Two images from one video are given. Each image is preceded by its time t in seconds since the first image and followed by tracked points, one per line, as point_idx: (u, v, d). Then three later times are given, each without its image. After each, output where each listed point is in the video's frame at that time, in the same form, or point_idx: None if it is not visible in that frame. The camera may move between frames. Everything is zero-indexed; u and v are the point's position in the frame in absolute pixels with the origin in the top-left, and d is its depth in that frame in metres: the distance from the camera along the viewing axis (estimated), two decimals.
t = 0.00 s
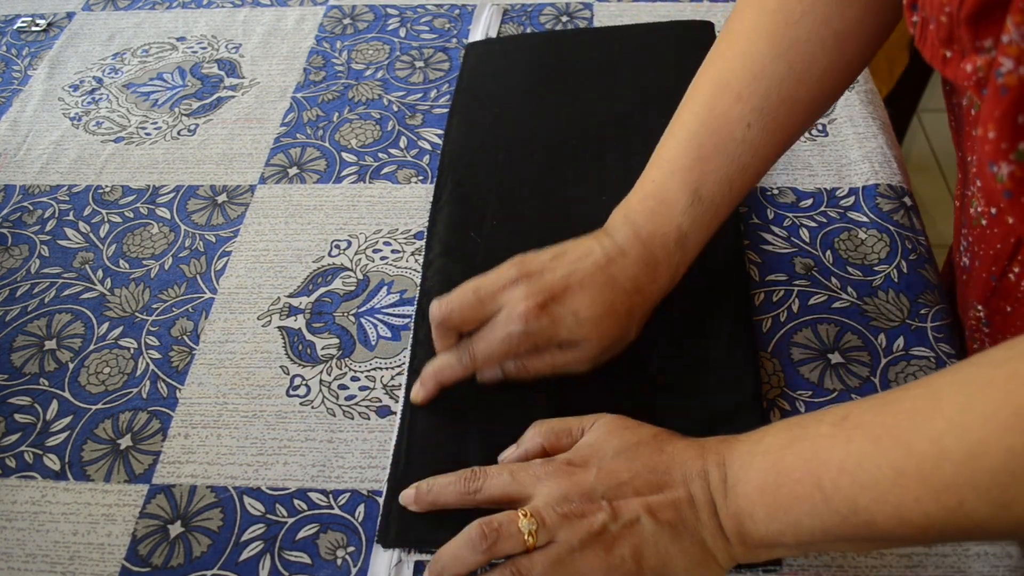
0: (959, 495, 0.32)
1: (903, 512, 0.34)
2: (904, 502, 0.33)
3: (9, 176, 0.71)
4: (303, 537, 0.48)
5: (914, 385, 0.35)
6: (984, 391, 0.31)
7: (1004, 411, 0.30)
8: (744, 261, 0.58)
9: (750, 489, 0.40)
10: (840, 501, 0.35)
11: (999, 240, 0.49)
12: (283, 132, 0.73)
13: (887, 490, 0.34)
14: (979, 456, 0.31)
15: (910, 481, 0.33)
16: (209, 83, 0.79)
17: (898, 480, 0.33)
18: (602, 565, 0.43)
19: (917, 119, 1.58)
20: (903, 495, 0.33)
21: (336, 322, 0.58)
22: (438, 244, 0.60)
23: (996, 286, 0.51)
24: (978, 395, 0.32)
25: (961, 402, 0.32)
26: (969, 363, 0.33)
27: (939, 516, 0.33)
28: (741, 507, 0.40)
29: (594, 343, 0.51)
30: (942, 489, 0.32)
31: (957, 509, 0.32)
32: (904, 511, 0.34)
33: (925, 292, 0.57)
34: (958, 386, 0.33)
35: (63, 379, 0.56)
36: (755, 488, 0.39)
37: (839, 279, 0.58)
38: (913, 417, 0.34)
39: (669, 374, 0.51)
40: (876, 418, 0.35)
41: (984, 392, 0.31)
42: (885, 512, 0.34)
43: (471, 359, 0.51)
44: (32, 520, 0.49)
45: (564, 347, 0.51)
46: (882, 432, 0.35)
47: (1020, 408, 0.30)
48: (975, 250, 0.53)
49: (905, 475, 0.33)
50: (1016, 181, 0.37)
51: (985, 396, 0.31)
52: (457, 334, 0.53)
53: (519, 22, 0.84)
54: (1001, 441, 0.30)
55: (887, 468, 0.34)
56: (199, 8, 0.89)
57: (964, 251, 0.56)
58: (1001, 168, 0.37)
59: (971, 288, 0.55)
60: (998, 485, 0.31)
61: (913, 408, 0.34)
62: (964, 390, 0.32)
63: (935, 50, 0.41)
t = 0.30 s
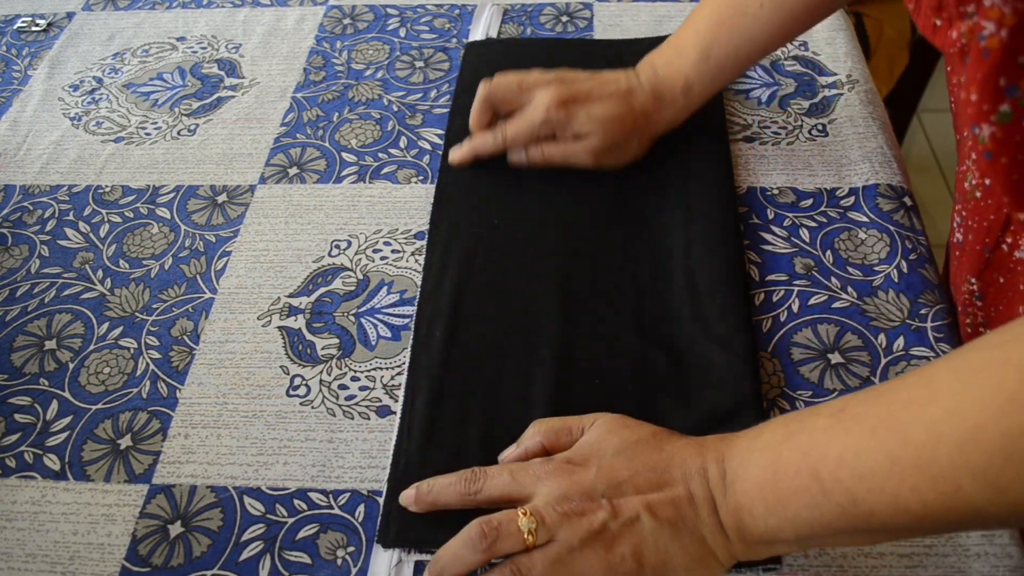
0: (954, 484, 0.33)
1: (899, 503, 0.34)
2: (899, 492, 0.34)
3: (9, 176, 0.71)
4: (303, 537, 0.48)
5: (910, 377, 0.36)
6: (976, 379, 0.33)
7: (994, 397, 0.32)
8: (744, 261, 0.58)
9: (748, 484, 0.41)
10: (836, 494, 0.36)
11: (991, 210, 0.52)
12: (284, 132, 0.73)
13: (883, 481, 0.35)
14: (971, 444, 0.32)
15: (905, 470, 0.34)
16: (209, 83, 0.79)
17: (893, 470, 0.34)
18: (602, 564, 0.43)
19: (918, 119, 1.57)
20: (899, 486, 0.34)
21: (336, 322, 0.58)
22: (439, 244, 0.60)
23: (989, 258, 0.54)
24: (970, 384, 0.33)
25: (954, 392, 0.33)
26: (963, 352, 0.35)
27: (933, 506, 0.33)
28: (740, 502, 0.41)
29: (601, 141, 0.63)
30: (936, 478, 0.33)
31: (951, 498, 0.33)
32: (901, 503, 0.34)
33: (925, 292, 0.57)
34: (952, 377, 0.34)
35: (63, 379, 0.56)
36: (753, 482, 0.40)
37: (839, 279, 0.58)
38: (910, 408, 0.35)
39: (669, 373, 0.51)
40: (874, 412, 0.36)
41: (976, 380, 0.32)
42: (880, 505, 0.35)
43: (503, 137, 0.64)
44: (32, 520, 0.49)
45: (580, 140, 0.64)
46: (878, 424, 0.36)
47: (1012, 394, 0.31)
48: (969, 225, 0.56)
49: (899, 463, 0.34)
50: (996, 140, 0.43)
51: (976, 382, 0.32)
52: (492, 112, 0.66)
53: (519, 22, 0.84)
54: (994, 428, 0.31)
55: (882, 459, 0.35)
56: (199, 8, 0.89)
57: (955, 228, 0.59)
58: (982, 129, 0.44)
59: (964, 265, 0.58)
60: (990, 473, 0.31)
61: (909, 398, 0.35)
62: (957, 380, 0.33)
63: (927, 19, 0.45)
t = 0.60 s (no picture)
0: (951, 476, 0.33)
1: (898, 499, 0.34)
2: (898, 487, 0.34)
3: (9, 176, 0.71)
4: (303, 537, 0.48)
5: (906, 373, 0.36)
6: (969, 371, 0.33)
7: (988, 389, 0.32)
8: (744, 260, 0.58)
9: (748, 482, 0.41)
10: (835, 492, 0.36)
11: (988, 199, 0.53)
12: (284, 132, 0.73)
13: (880, 475, 0.35)
14: (968, 436, 0.32)
15: (902, 464, 0.34)
16: (209, 83, 0.79)
17: (892, 465, 0.34)
18: (602, 563, 0.43)
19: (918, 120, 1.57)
20: (898, 482, 0.34)
21: (336, 322, 0.58)
22: (439, 244, 0.60)
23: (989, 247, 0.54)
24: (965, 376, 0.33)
25: (950, 385, 0.33)
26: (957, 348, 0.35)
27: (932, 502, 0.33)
28: (739, 500, 0.41)
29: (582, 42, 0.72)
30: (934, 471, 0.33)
31: (950, 491, 0.33)
32: (900, 499, 0.34)
33: (925, 292, 0.57)
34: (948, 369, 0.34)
35: (63, 379, 0.56)
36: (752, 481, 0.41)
37: (839, 279, 0.58)
38: (906, 402, 0.35)
39: (669, 373, 0.51)
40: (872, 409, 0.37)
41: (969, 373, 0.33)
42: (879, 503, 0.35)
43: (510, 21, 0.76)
44: (32, 520, 0.49)
45: (565, 37, 0.73)
46: (877, 418, 0.36)
47: (1004, 384, 0.31)
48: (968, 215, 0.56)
49: (898, 456, 0.34)
50: (990, 127, 0.42)
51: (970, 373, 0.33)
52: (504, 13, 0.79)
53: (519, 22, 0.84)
54: (990, 420, 0.31)
55: (880, 452, 0.35)
56: (199, 8, 0.89)
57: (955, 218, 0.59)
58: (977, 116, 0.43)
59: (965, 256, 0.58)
60: (989, 464, 0.31)
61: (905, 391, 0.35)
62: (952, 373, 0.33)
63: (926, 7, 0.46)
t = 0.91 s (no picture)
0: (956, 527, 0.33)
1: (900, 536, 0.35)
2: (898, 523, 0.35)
3: (9, 176, 0.71)
4: (303, 537, 0.48)
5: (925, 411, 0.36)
6: (991, 426, 0.33)
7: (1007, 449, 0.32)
8: (744, 261, 0.58)
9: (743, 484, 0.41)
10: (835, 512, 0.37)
11: None
12: (284, 132, 0.73)
13: (889, 514, 0.35)
14: (982, 497, 0.32)
15: (914, 504, 0.34)
16: (209, 83, 0.79)
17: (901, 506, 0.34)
18: (593, 559, 0.44)
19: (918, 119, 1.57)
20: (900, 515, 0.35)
21: (336, 322, 0.58)
22: (439, 245, 0.60)
23: None
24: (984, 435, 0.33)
25: (973, 439, 0.33)
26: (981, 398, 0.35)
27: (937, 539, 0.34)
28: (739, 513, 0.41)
29: (573, 39, 0.72)
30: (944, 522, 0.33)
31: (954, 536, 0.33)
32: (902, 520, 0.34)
33: (925, 292, 0.57)
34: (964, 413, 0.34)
35: (63, 379, 0.56)
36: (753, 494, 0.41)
37: (839, 278, 0.58)
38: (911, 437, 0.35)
39: (668, 374, 0.51)
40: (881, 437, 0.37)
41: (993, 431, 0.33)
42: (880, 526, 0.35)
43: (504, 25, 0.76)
44: (32, 520, 0.49)
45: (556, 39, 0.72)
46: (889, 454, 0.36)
47: None
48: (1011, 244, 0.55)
49: (908, 499, 0.34)
50: None
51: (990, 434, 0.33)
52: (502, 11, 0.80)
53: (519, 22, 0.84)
54: (1006, 482, 0.32)
55: (891, 491, 0.35)
56: (199, 8, 0.89)
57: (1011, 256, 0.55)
58: None
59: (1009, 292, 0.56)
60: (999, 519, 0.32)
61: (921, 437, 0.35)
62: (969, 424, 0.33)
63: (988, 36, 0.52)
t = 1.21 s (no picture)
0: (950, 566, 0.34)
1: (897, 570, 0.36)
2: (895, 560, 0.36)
3: (9, 176, 0.71)
4: (303, 537, 0.48)
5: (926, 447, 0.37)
6: (992, 475, 0.33)
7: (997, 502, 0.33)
8: (744, 261, 0.58)
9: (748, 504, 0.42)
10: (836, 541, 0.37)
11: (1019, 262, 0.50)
12: (284, 132, 0.73)
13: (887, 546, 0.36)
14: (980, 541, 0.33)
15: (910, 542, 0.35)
16: (209, 83, 0.79)
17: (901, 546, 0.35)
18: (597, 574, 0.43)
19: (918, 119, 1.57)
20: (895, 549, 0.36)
21: (336, 322, 0.58)
22: (439, 245, 0.60)
23: None
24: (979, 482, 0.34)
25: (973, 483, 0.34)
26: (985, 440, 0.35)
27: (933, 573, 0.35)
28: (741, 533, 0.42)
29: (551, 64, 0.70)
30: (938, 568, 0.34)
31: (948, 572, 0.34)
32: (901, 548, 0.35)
33: (925, 292, 0.57)
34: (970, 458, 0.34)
35: (63, 379, 0.56)
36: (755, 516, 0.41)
37: (839, 279, 0.58)
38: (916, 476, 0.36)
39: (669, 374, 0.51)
40: (878, 462, 0.38)
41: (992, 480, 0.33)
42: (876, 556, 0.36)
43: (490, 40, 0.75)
44: (32, 520, 0.49)
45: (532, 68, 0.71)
46: (889, 486, 0.37)
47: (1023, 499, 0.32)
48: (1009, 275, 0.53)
49: (904, 535, 0.35)
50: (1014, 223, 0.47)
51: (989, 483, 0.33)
52: None
53: (518, 22, 0.84)
54: (1004, 531, 0.32)
55: (888, 526, 0.36)
56: (199, 8, 0.89)
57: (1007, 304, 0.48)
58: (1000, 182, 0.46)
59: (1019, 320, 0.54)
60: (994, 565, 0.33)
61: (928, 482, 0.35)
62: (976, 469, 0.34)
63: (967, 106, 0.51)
